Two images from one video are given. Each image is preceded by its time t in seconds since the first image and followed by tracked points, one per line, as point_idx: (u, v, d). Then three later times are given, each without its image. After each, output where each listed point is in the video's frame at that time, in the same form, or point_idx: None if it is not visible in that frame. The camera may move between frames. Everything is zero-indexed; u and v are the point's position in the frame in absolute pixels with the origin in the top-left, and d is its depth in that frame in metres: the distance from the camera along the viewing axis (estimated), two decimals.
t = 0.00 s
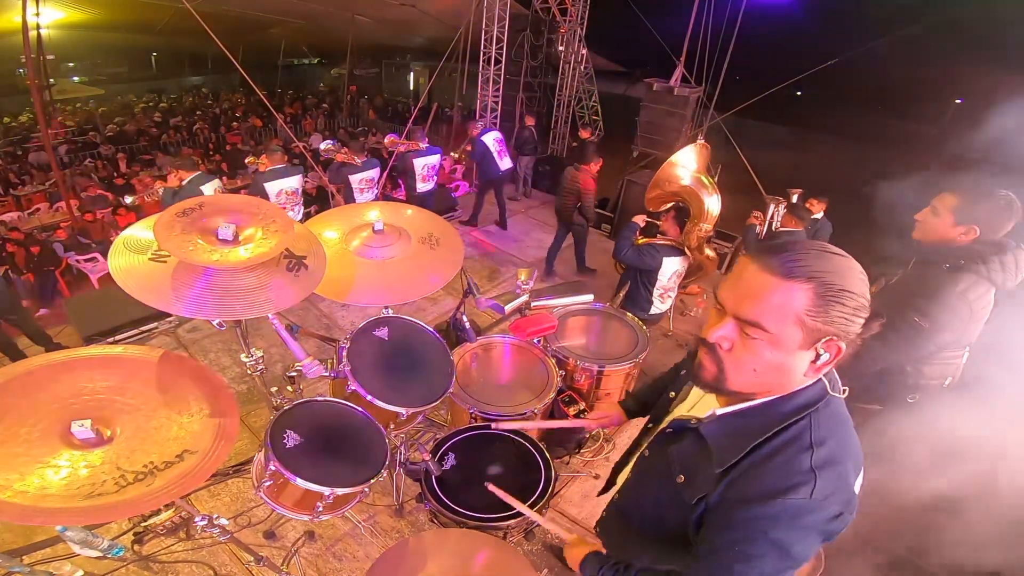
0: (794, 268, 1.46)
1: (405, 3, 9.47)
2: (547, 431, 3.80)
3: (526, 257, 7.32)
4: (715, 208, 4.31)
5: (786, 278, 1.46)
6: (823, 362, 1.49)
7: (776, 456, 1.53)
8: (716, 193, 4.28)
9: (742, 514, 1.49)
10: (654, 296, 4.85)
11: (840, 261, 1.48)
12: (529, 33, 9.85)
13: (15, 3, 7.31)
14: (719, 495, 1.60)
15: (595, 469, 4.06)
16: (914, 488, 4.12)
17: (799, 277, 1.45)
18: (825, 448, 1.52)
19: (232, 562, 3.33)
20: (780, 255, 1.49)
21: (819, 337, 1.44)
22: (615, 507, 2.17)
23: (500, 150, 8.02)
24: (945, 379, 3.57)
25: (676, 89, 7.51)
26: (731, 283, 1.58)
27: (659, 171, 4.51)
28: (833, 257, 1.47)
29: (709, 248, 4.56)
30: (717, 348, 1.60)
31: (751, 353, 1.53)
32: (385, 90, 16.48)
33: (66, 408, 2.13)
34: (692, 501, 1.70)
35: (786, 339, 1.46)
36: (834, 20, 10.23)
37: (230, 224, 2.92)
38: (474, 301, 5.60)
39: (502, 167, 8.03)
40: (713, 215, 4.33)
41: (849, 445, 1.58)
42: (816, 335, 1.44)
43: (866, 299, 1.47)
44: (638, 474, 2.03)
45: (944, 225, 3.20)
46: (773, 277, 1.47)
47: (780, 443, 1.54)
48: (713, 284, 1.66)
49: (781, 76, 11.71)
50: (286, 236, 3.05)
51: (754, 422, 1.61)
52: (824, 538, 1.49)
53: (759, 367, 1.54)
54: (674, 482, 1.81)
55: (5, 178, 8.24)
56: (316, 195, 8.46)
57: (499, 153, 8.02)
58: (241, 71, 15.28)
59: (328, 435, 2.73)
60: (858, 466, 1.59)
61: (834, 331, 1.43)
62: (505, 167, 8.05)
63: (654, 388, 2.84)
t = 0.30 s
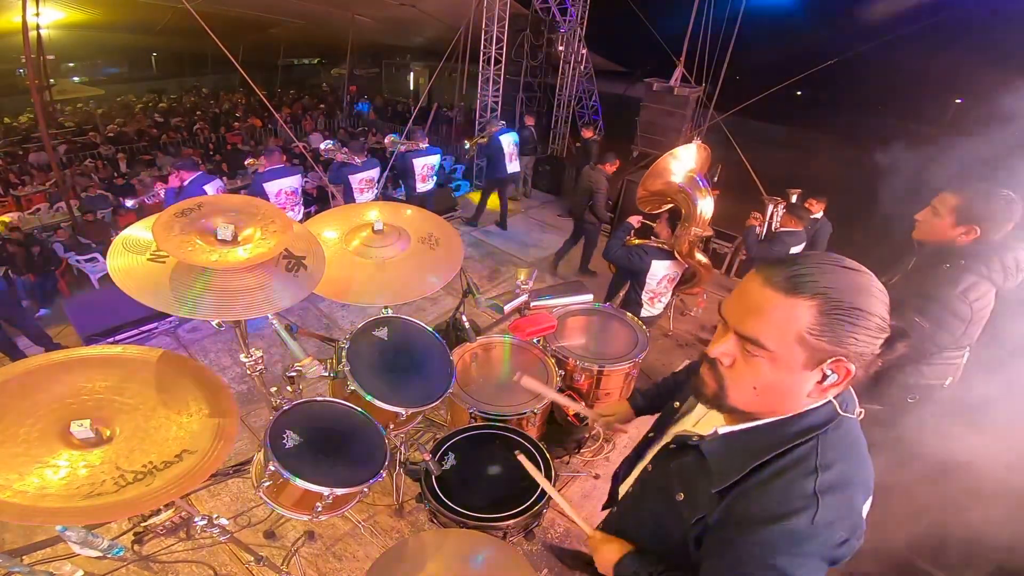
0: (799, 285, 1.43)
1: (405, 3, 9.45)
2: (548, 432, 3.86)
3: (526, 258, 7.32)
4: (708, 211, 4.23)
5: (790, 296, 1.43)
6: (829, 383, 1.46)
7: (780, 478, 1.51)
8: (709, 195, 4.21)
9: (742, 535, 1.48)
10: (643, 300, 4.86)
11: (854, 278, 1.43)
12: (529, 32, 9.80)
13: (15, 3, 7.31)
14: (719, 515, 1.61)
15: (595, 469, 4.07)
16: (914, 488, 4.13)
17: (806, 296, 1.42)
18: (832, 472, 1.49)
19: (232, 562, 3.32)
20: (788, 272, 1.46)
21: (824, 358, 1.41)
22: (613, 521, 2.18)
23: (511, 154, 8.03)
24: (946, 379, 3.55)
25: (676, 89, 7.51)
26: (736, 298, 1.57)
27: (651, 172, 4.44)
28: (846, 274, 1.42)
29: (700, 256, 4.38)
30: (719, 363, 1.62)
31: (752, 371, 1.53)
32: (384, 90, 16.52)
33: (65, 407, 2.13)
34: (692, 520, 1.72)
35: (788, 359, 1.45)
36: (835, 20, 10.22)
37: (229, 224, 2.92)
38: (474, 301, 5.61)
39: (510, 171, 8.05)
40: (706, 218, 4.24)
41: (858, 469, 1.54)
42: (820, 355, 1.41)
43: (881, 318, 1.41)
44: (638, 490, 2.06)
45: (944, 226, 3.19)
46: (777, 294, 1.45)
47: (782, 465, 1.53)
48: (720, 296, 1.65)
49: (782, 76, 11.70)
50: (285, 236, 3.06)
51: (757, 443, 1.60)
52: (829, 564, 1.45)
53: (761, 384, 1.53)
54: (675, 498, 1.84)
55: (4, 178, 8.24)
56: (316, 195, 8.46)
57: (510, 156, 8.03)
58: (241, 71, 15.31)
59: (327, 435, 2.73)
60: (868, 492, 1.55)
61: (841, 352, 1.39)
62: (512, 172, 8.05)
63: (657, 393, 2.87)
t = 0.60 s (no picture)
0: (772, 305, 1.44)
1: (405, 3, 9.44)
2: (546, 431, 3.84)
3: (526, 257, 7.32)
4: (699, 216, 4.11)
5: (765, 315, 1.45)
6: (824, 397, 1.41)
7: (793, 492, 1.45)
8: (700, 199, 4.11)
9: (753, 549, 1.42)
10: (635, 308, 4.85)
11: (834, 292, 1.38)
12: (529, 32, 9.81)
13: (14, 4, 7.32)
14: (728, 525, 1.52)
15: (594, 469, 4.06)
16: (913, 488, 4.13)
17: (780, 314, 1.42)
18: (847, 488, 1.43)
19: (231, 562, 3.33)
20: (763, 290, 1.47)
21: (806, 375, 1.39)
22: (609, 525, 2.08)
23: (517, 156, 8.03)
24: (944, 380, 3.55)
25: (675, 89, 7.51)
26: (723, 319, 1.59)
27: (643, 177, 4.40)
28: (824, 288, 1.39)
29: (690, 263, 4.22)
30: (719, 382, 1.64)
31: (742, 389, 1.54)
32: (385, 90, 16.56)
33: (63, 408, 2.13)
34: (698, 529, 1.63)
35: (771, 378, 1.45)
36: (835, 20, 10.21)
37: (228, 224, 2.92)
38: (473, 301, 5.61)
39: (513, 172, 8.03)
40: (697, 224, 4.11)
41: (873, 482, 1.49)
42: (802, 372, 1.39)
43: (866, 331, 1.35)
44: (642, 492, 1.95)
45: (945, 226, 3.17)
46: (754, 314, 1.47)
47: (797, 478, 1.46)
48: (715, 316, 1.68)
49: (782, 75, 11.69)
50: (284, 236, 3.06)
51: (772, 454, 1.52)
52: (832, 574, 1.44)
53: (752, 403, 1.53)
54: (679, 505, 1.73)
55: (5, 178, 8.25)
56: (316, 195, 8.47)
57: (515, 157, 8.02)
58: (241, 72, 15.34)
59: (326, 436, 2.72)
60: (880, 504, 1.50)
61: (822, 368, 1.37)
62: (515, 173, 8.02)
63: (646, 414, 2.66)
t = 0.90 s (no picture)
0: (711, 294, 1.52)
1: (405, 3, 9.45)
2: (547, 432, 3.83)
3: (526, 257, 7.32)
4: (696, 218, 4.03)
5: (703, 304, 1.53)
6: (775, 374, 1.45)
7: (777, 468, 1.43)
8: (696, 203, 4.02)
9: (746, 527, 1.40)
10: (632, 311, 4.87)
11: (762, 277, 1.46)
12: (529, 32, 9.83)
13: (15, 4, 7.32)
14: (722, 507, 1.51)
15: (595, 469, 4.06)
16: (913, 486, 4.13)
17: (715, 302, 1.50)
18: (829, 461, 1.42)
19: (232, 562, 3.33)
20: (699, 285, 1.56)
21: (751, 355, 1.45)
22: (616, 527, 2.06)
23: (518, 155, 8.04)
24: (944, 379, 3.51)
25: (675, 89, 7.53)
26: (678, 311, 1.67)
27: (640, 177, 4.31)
28: (751, 274, 1.47)
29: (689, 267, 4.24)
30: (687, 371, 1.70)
31: (704, 375, 1.59)
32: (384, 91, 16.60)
33: (66, 407, 2.14)
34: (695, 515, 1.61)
35: (721, 361, 1.51)
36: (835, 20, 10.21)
37: (229, 224, 2.92)
38: (474, 301, 5.61)
39: (513, 171, 8.03)
40: (695, 226, 4.04)
41: (855, 455, 1.47)
42: (747, 352, 1.45)
43: (794, 308, 1.42)
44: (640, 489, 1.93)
45: (943, 225, 3.19)
46: (695, 305, 1.56)
47: (780, 455, 1.45)
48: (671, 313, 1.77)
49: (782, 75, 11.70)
50: (286, 236, 3.05)
51: (753, 432, 1.52)
52: (828, 550, 1.41)
53: (715, 388, 1.58)
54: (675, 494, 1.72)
55: (5, 178, 8.26)
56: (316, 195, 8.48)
57: (517, 156, 8.04)
58: (241, 72, 15.35)
59: (327, 435, 2.73)
60: (864, 478, 1.49)
61: (763, 347, 1.42)
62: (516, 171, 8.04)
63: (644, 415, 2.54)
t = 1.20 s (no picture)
0: (671, 249, 1.82)
1: (405, 3, 9.44)
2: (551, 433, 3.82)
3: (527, 258, 7.32)
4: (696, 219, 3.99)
5: (664, 256, 1.84)
6: (721, 317, 1.74)
7: (724, 400, 1.73)
8: (696, 203, 4.01)
9: (687, 446, 1.68)
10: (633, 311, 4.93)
11: (713, 236, 1.77)
12: (529, 33, 9.83)
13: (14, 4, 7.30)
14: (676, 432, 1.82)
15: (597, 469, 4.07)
16: (914, 487, 4.15)
17: (673, 256, 1.81)
18: (768, 399, 1.69)
19: (235, 563, 3.33)
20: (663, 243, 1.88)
21: (700, 298, 1.74)
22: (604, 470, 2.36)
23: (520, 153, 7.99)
24: (947, 379, 3.49)
25: (676, 90, 7.53)
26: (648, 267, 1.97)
27: (641, 176, 4.29)
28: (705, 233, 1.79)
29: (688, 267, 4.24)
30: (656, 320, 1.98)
31: (666, 320, 1.88)
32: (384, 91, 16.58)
33: (73, 407, 2.14)
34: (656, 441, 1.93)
35: (678, 305, 1.80)
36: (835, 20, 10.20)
37: (237, 224, 2.92)
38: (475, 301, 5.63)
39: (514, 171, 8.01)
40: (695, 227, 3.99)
41: (797, 403, 1.73)
42: (697, 296, 1.74)
43: (736, 260, 1.71)
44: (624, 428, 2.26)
45: (945, 226, 3.19)
46: (659, 259, 1.87)
47: (727, 389, 1.75)
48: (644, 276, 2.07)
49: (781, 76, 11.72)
50: (292, 237, 3.04)
51: (710, 371, 1.82)
52: (754, 482, 1.65)
53: (674, 331, 1.88)
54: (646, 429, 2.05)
55: (5, 178, 8.23)
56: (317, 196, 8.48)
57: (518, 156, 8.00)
58: (241, 72, 15.31)
59: (333, 435, 2.73)
60: (804, 426, 1.74)
61: (710, 291, 1.72)
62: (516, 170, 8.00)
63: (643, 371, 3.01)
